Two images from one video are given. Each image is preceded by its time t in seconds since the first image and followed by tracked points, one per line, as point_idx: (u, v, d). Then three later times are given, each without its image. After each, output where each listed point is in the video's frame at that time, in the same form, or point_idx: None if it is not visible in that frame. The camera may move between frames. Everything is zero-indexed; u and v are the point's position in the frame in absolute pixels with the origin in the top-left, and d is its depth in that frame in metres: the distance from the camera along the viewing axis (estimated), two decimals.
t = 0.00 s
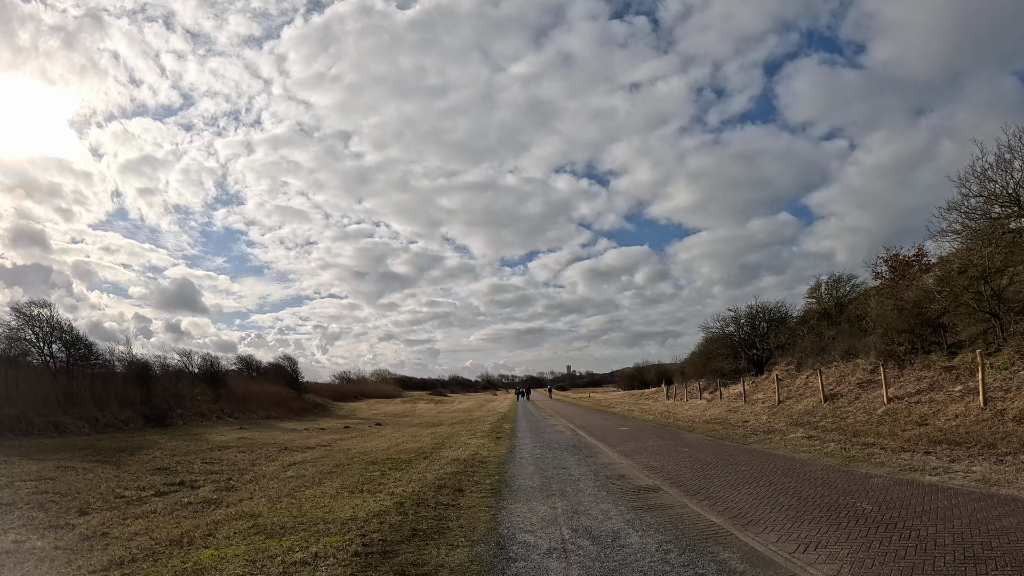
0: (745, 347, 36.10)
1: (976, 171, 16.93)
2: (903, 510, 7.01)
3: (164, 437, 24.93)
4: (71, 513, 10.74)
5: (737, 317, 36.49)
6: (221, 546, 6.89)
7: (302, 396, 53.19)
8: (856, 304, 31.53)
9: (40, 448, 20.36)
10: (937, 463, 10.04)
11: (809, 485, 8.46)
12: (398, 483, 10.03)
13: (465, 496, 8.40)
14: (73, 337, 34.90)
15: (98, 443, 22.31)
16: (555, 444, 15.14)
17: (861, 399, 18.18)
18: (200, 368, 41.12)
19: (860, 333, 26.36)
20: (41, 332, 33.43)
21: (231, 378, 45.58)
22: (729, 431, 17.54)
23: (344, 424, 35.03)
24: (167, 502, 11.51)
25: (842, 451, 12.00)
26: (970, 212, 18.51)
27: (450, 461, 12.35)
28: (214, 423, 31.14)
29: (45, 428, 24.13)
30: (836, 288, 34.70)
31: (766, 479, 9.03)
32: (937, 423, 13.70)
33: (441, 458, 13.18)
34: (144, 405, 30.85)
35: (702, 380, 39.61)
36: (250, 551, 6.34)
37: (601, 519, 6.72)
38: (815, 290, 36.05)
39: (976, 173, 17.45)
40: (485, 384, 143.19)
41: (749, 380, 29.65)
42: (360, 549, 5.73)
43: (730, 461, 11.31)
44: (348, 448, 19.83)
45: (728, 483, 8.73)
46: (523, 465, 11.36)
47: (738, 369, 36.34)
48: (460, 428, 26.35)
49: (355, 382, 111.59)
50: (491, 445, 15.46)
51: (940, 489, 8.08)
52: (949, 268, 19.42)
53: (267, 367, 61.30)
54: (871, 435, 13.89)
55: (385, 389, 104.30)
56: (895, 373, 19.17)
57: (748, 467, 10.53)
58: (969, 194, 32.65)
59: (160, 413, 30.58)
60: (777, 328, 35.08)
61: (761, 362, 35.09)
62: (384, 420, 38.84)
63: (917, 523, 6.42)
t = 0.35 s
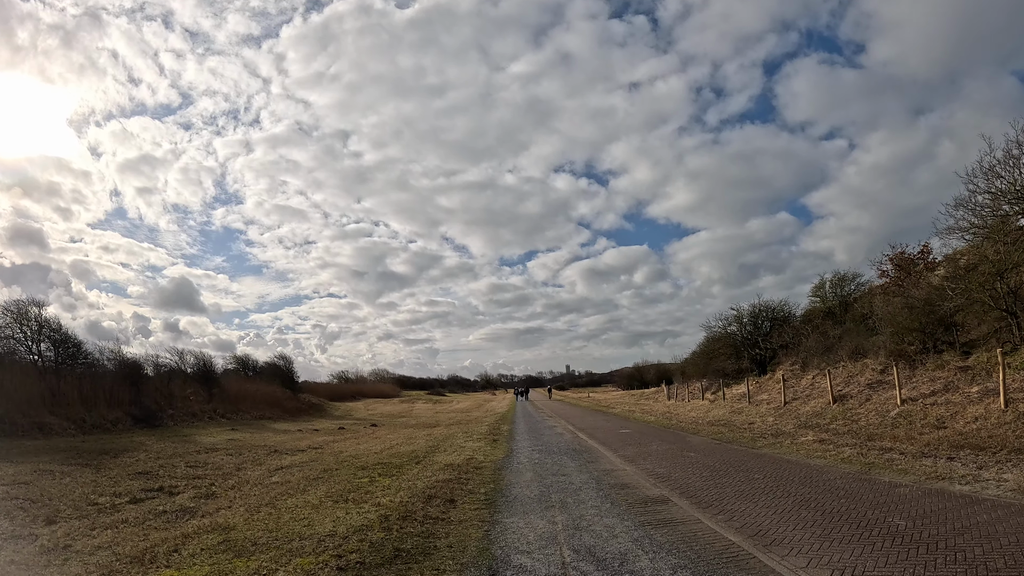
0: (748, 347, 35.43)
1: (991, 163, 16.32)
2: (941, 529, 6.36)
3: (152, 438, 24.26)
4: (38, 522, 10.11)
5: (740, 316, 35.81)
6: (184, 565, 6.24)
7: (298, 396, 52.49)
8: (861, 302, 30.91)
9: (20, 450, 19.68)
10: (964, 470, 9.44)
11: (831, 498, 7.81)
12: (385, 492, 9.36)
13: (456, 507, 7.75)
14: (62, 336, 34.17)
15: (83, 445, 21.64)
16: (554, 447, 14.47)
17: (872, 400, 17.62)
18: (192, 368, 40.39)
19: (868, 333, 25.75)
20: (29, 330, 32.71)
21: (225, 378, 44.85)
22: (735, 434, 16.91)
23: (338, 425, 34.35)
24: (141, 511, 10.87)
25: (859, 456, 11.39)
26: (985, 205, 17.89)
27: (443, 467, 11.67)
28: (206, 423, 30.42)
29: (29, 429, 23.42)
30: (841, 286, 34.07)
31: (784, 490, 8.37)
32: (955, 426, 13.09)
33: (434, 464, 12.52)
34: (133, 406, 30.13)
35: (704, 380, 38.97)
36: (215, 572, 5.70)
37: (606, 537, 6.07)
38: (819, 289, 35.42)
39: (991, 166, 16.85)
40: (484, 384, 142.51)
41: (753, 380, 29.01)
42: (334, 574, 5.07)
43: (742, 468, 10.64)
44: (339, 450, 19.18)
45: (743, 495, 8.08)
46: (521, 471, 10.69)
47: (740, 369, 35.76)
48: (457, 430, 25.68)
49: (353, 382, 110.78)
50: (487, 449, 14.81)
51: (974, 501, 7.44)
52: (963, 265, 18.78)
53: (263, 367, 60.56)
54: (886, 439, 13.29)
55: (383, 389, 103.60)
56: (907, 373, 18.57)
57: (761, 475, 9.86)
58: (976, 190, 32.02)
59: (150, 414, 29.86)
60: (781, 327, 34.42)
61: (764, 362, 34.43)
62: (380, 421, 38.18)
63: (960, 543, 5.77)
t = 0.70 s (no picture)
0: (751, 345, 34.65)
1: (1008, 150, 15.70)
2: (990, 540, 5.71)
3: (139, 438, 23.59)
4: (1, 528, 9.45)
5: (742, 314, 35.08)
6: None
7: (293, 395, 51.74)
8: (867, 300, 30.33)
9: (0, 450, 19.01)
10: (996, 472, 8.82)
11: (861, 506, 7.16)
12: (373, 498, 8.66)
13: (449, 516, 7.09)
14: (50, 332, 33.41)
15: (66, 444, 21.01)
16: (555, 448, 13.76)
17: (885, 399, 17.10)
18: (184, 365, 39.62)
19: (875, 330, 25.14)
20: (17, 327, 31.94)
21: (218, 377, 44.08)
22: (742, 434, 16.30)
23: (333, 424, 33.66)
24: (112, 517, 10.20)
25: (880, 458, 10.78)
26: (1000, 196, 17.28)
27: (436, 469, 11.00)
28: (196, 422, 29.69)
29: (12, 428, 22.67)
30: (845, 283, 33.41)
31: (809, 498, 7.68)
32: (977, 425, 12.48)
33: (428, 465, 11.85)
34: (122, 404, 29.39)
35: (706, 379, 38.30)
36: None
37: (616, 551, 5.41)
38: (823, 285, 34.75)
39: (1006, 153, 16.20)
40: (483, 383, 141.80)
41: (757, 379, 28.38)
42: None
43: (757, 472, 9.97)
44: (330, 451, 18.54)
45: (764, 502, 7.39)
46: (520, 474, 10.03)
47: (743, 368, 35.12)
48: (453, 431, 24.99)
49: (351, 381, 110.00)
50: (485, 450, 14.13)
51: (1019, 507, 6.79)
52: (977, 257, 18.14)
53: (259, 366, 59.80)
54: (904, 439, 12.70)
55: (382, 388, 102.90)
56: (919, 371, 18.01)
57: (779, 480, 9.17)
58: (983, 185, 31.42)
59: (139, 412, 29.09)
60: (784, 325, 33.73)
61: (768, 360, 33.70)
62: (375, 420, 37.45)
63: (1018, 557, 5.12)
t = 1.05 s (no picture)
0: (753, 343, 33.92)
1: None
2: None
3: (126, 437, 22.91)
4: None
5: (744, 311, 34.41)
6: None
7: (289, 394, 51.01)
8: (873, 297, 29.77)
9: None
10: None
11: (891, 515, 6.53)
12: (357, 504, 8.03)
13: (437, 526, 6.45)
14: (38, 330, 32.61)
15: (49, 444, 20.33)
16: (554, 450, 13.12)
17: (898, 398, 16.58)
18: (175, 364, 38.84)
19: (883, 328, 24.53)
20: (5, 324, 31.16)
21: (212, 375, 43.31)
22: (748, 434, 15.70)
23: (327, 424, 32.96)
24: (79, 523, 9.54)
25: (901, 460, 10.22)
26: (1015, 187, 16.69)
27: (427, 472, 10.36)
28: (187, 422, 28.97)
29: None
30: (849, 279, 32.79)
31: (833, 506, 7.03)
32: (998, 424, 11.91)
33: (420, 468, 11.22)
34: (110, 403, 28.65)
35: (708, 378, 37.67)
36: None
37: (623, 567, 4.79)
38: (827, 282, 34.13)
39: (1022, 141, 15.60)
40: (481, 383, 141.21)
41: (761, 378, 27.75)
42: None
43: (771, 476, 9.33)
44: (320, 451, 17.91)
45: (784, 510, 6.75)
46: (517, 478, 9.38)
47: (746, 366, 34.50)
48: (449, 431, 24.33)
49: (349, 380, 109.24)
50: (481, 451, 13.50)
51: None
52: (990, 251, 17.53)
53: (254, 365, 59.03)
54: (923, 439, 12.15)
55: (380, 387, 102.19)
56: (932, 368, 17.47)
57: (796, 484, 8.54)
58: (990, 180, 30.85)
59: (128, 412, 28.33)
60: (787, 322, 33.08)
61: (771, 359, 33.04)
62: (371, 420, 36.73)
63: None
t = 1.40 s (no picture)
0: (757, 343, 33.21)
1: None
2: None
3: (112, 439, 22.19)
4: None
5: (747, 310, 33.73)
6: None
7: (285, 394, 50.24)
8: (880, 295, 29.16)
9: None
10: None
11: (932, 536, 5.89)
12: (340, 517, 7.39)
13: (424, 545, 5.82)
14: (26, 328, 31.87)
15: (31, 445, 19.65)
16: (555, 454, 12.44)
17: (912, 400, 16.06)
18: (168, 364, 38.01)
19: (892, 328, 23.93)
20: None
21: (206, 375, 42.56)
22: (758, 438, 15.06)
23: (322, 425, 32.25)
24: (44, 533, 8.93)
25: (926, 467, 9.63)
26: None
27: (419, 480, 9.69)
28: (178, 423, 28.22)
29: None
30: (854, 278, 32.15)
31: (864, 522, 6.37)
32: (1023, 427, 11.30)
33: (412, 474, 10.59)
34: (100, 403, 27.86)
35: (710, 379, 37.00)
36: None
37: None
38: (832, 281, 33.51)
39: None
40: (480, 382, 140.64)
41: (765, 378, 27.15)
42: None
43: (789, 486, 8.68)
44: (310, 455, 17.24)
45: (810, 528, 6.09)
46: (514, 487, 8.71)
47: (750, 366, 33.86)
48: (446, 433, 23.64)
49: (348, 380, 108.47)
50: (478, 455, 12.83)
51: None
52: (1006, 247, 16.93)
53: (250, 364, 58.32)
54: (945, 443, 11.57)
55: (378, 387, 101.39)
56: (947, 369, 16.91)
57: (818, 496, 7.89)
58: (999, 177, 30.27)
59: (117, 412, 27.59)
60: (792, 321, 32.41)
61: (775, 359, 32.37)
62: (366, 421, 36.01)
63: None
